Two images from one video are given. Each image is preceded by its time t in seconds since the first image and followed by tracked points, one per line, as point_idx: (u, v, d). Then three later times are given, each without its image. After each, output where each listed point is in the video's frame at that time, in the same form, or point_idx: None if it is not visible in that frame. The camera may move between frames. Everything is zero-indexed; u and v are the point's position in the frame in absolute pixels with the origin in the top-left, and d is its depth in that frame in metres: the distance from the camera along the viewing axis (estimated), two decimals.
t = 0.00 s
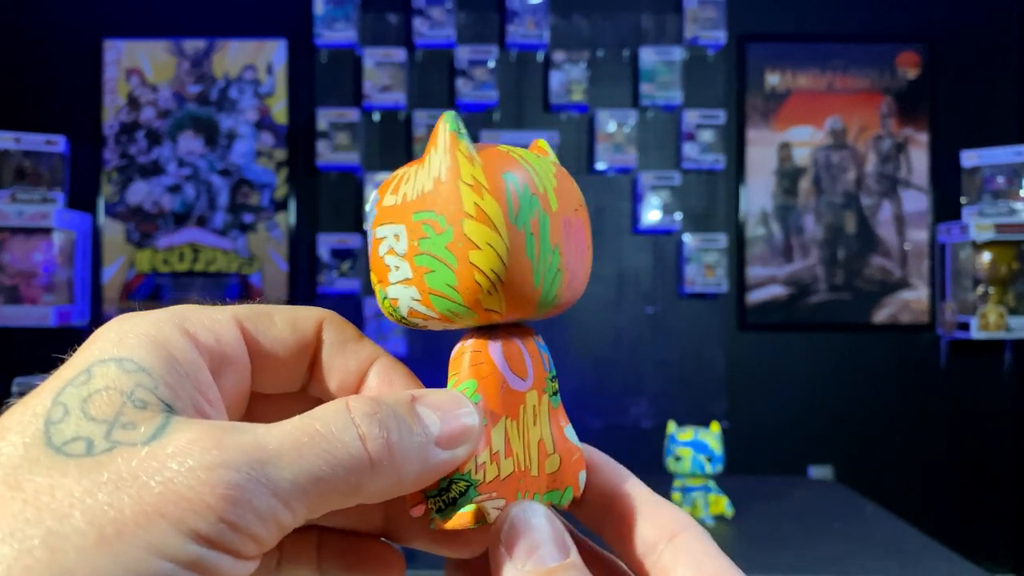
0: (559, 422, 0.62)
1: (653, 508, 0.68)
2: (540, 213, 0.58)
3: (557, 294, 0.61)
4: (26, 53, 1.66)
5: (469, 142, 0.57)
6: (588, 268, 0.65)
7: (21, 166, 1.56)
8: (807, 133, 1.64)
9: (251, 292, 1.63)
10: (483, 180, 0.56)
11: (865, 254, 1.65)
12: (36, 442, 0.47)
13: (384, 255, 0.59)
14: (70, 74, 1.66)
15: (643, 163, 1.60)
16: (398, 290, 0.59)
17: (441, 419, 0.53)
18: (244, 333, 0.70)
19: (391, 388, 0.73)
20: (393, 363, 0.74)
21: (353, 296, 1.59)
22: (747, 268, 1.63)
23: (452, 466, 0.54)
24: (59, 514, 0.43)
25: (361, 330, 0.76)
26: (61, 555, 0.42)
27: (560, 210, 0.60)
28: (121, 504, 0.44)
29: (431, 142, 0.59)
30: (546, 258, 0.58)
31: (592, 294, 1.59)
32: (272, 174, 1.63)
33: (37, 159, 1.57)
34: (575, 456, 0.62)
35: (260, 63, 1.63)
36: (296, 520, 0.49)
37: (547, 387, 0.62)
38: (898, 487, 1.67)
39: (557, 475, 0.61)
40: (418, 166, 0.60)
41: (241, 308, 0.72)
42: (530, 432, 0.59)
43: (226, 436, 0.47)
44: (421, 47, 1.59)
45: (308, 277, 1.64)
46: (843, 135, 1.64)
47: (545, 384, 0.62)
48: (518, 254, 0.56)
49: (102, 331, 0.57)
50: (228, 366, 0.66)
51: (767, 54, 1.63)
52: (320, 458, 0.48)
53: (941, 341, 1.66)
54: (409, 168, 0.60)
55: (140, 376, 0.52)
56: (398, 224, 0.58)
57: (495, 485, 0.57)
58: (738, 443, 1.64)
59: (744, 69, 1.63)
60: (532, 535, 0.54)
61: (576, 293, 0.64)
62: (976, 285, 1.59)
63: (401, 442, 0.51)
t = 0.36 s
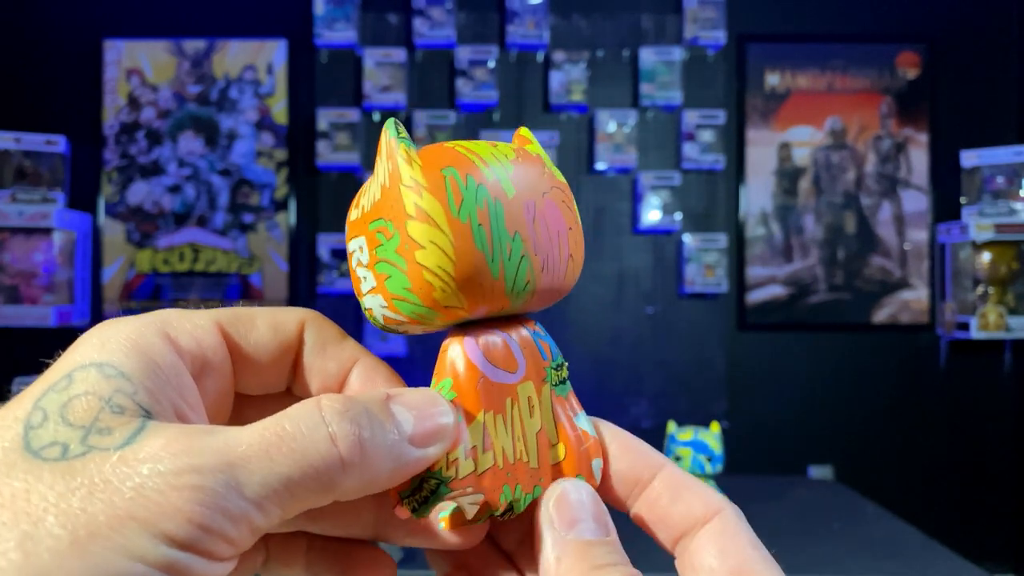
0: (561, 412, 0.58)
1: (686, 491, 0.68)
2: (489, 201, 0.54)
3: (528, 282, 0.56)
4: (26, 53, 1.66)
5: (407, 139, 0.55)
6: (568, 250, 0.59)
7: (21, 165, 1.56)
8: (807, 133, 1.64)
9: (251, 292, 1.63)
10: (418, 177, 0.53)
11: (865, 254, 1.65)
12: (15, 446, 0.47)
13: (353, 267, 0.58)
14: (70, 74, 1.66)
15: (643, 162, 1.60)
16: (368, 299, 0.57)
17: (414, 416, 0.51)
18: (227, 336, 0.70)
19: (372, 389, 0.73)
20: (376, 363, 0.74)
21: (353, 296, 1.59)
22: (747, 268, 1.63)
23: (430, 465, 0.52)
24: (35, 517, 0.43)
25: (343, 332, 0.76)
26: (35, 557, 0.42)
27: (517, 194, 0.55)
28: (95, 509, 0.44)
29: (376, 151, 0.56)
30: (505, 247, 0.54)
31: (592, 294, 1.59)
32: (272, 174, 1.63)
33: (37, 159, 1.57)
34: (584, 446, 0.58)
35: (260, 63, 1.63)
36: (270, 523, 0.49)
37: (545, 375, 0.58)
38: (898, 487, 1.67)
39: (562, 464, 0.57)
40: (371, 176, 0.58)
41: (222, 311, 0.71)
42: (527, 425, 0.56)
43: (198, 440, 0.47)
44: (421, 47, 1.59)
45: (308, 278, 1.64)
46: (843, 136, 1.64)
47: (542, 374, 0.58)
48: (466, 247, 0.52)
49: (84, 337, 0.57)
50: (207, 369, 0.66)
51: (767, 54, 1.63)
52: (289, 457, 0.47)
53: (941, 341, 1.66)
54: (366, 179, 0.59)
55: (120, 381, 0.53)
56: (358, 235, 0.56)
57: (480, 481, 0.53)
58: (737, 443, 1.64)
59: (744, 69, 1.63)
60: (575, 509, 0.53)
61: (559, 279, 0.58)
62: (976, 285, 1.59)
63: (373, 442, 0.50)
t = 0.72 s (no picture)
0: (547, 432, 0.55)
1: (683, 507, 0.68)
2: (478, 209, 0.53)
3: (513, 293, 0.54)
4: (26, 53, 1.66)
5: (408, 143, 0.55)
6: (567, 266, 0.55)
7: (21, 166, 1.56)
8: (807, 133, 1.64)
9: (251, 292, 1.64)
10: (408, 180, 0.53)
11: (865, 254, 1.65)
12: None
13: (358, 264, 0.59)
14: (70, 74, 1.66)
15: (643, 163, 1.60)
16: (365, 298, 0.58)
17: (382, 414, 0.51)
18: (207, 343, 0.70)
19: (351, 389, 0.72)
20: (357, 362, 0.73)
21: (353, 296, 1.59)
22: (747, 268, 1.63)
23: (398, 463, 0.52)
24: (7, 524, 0.44)
25: (321, 333, 0.75)
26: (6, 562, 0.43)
27: (511, 205, 0.54)
28: (64, 516, 0.44)
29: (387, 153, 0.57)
30: (488, 255, 0.52)
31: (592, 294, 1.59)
32: (272, 174, 1.63)
33: (37, 159, 1.58)
34: (566, 470, 0.55)
35: (260, 63, 1.63)
36: (237, 520, 0.49)
37: (534, 392, 0.55)
38: (898, 488, 1.67)
39: (536, 484, 0.54)
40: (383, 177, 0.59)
41: (202, 319, 0.71)
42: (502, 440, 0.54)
43: (166, 444, 0.46)
44: (421, 47, 1.59)
45: (308, 278, 1.64)
46: (843, 136, 1.64)
47: (531, 390, 0.55)
48: (445, 253, 0.52)
49: (66, 348, 0.57)
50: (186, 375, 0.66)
51: (766, 54, 1.63)
52: (254, 455, 0.47)
53: (941, 341, 1.66)
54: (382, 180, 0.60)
55: (96, 389, 0.52)
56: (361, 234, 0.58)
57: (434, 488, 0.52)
58: (737, 443, 1.64)
59: (744, 69, 1.63)
60: (546, 530, 0.51)
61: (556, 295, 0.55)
62: (976, 285, 1.59)
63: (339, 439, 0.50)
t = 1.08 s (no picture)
0: (556, 434, 0.54)
1: (709, 509, 0.66)
2: (466, 213, 0.54)
3: (507, 295, 0.53)
4: (26, 54, 1.66)
5: (410, 154, 0.57)
6: (568, 264, 0.54)
7: (21, 166, 1.56)
8: (807, 133, 1.64)
9: (251, 292, 1.64)
10: (404, 191, 0.55)
11: (865, 254, 1.65)
12: None
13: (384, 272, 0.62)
14: (70, 74, 1.66)
15: (643, 163, 1.60)
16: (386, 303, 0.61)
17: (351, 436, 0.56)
18: (183, 375, 0.69)
19: (352, 405, 0.72)
20: (346, 383, 0.74)
21: (353, 296, 1.59)
22: (748, 268, 1.63)
23: (367, 485, 0.55)
24: None
25: (306, 358, 0.76)
26: None
27: (503, 207, 0.54)
28: (38, 531, 0.44)
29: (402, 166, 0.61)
30: (476, 259, 0.53)
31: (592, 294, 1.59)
32: (272, 174, 1.63)
33: (37, 159, 1.58)
34: (570, 475, 0.52)
35: (260, 63, 1.63)
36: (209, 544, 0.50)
37: (545, 394, 0.55)
38: (898, 488, 1.67)
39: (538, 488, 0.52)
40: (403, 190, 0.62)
41: (178, 349, 0.71)
42: (505, 443, 0.54)
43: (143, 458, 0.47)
44: (421, 47, 1.59)
45: (308, 278, 1.64)
46: (843, 136, 1.64)
47: (539, 393, 0.55)
48: (433, 259, 0.54)
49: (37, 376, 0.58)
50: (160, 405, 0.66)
51: (766, 54, 1.63)
52: (235, 477, 0.50)
53: (941, 341, 1.66)
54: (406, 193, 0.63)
55: (67, 414, 0.53)
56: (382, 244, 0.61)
57: (427, 489, 0.51)
58: (737, 443, 1.64)
59: (744, 69, 1.63)
60: (553, 535, 0.49)
61: (558, 296, 0.54)
62: (976, 285, 1.59)
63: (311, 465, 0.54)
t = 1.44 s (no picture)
0: (552, 440, 0.54)
1: (709, 515, 0.66)
2: (452, 224, 0.54)
3: (497, 304, 0.54)
4: (25, 54, 1.66)
5: (399, 165, 0.58)
6: (558, 271, 0.54)
7: (21, 165, 1.56)
8: (807, 133, 1.64)
9: (251, 292, 1.64)
10: (391, 203, 0.56)
11: (864, 254, 1.65)
12: None
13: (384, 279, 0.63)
14: (70, 74, 1.66)
15: (642, 162, 1.60)
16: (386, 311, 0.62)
17: (337, 458, 0.57)
18: (178, 394, 0.69)
19: (349, 420, 0.72)
20: (343, 399, 0.74)
21: (353, 297, 1.59)
22: (747, 268, 1.63)
23: (350, 506, 0.57)
24: None
25: (301, 376, 0.75)
26: None
27: (490, 216, 0.54)
28: (41, 544, 0.44)
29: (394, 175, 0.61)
30: (464, 270, 0.53)
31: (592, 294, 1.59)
32: (272, 175, 1.63)
33: (37, 159, 1.57)
34: (567, 483, 0.53)
35: (260, 63, 1.63)
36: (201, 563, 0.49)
37: (541, 402, 0.55)
38: (898, 489, 1.67)
39: (535, 498, 0.53)
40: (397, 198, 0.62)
41: (173, 366, 0.71)
42: (501, 451, 0.54)
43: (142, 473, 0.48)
44: (421, 47, 1.59)
45: (308, 277, 1.64)
46: (843, 136, 1.64)
47: (535, 400, 0.55)
48: (420, 271, 0.54)
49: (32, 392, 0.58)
50: (155, 425, 0.66)
51: (766, 54, 1.63)
52: (230, 497, 0.50)
53: (941, 341, 1.66)
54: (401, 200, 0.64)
55: (63, 429, 0.53)
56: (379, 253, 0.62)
57: (422, 500, 0.51)
58: (737, 444, 1.64)
59: (744, 70, 1.63)
60: (548, 543, 0.49)
61: (549, 304, 0.54)
62: (976, 285, 1.59)
63: (301, 488, 0.55)
